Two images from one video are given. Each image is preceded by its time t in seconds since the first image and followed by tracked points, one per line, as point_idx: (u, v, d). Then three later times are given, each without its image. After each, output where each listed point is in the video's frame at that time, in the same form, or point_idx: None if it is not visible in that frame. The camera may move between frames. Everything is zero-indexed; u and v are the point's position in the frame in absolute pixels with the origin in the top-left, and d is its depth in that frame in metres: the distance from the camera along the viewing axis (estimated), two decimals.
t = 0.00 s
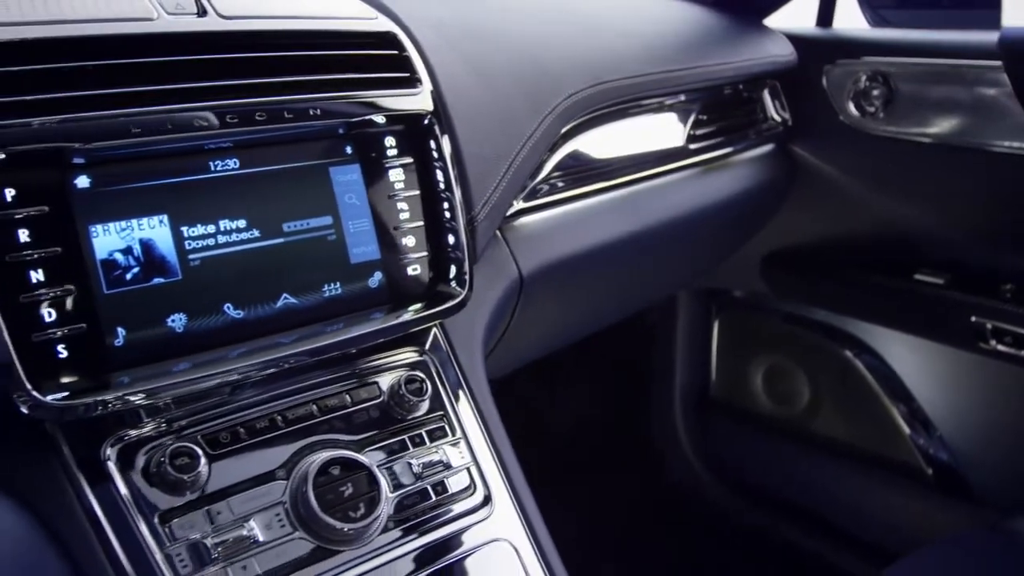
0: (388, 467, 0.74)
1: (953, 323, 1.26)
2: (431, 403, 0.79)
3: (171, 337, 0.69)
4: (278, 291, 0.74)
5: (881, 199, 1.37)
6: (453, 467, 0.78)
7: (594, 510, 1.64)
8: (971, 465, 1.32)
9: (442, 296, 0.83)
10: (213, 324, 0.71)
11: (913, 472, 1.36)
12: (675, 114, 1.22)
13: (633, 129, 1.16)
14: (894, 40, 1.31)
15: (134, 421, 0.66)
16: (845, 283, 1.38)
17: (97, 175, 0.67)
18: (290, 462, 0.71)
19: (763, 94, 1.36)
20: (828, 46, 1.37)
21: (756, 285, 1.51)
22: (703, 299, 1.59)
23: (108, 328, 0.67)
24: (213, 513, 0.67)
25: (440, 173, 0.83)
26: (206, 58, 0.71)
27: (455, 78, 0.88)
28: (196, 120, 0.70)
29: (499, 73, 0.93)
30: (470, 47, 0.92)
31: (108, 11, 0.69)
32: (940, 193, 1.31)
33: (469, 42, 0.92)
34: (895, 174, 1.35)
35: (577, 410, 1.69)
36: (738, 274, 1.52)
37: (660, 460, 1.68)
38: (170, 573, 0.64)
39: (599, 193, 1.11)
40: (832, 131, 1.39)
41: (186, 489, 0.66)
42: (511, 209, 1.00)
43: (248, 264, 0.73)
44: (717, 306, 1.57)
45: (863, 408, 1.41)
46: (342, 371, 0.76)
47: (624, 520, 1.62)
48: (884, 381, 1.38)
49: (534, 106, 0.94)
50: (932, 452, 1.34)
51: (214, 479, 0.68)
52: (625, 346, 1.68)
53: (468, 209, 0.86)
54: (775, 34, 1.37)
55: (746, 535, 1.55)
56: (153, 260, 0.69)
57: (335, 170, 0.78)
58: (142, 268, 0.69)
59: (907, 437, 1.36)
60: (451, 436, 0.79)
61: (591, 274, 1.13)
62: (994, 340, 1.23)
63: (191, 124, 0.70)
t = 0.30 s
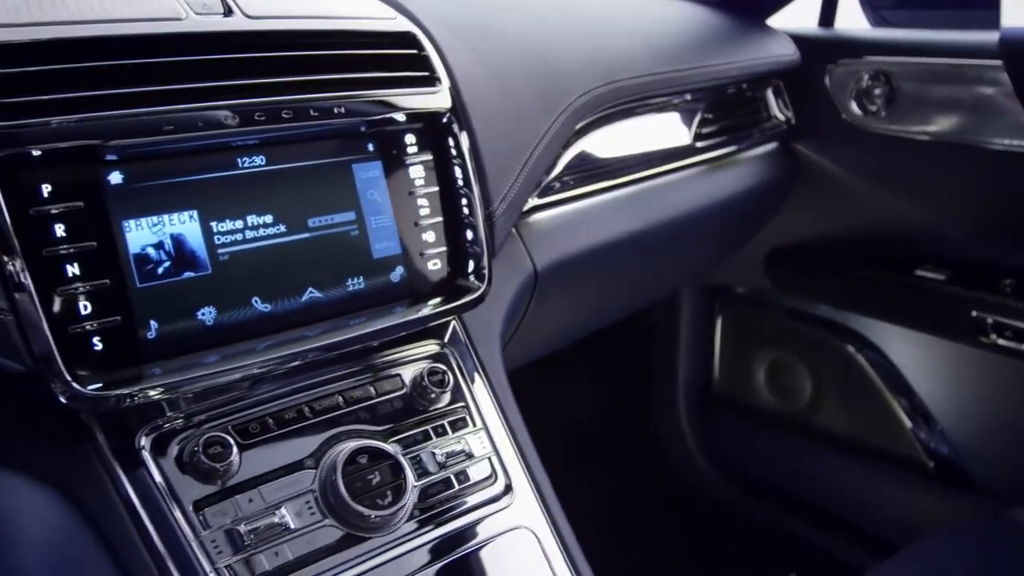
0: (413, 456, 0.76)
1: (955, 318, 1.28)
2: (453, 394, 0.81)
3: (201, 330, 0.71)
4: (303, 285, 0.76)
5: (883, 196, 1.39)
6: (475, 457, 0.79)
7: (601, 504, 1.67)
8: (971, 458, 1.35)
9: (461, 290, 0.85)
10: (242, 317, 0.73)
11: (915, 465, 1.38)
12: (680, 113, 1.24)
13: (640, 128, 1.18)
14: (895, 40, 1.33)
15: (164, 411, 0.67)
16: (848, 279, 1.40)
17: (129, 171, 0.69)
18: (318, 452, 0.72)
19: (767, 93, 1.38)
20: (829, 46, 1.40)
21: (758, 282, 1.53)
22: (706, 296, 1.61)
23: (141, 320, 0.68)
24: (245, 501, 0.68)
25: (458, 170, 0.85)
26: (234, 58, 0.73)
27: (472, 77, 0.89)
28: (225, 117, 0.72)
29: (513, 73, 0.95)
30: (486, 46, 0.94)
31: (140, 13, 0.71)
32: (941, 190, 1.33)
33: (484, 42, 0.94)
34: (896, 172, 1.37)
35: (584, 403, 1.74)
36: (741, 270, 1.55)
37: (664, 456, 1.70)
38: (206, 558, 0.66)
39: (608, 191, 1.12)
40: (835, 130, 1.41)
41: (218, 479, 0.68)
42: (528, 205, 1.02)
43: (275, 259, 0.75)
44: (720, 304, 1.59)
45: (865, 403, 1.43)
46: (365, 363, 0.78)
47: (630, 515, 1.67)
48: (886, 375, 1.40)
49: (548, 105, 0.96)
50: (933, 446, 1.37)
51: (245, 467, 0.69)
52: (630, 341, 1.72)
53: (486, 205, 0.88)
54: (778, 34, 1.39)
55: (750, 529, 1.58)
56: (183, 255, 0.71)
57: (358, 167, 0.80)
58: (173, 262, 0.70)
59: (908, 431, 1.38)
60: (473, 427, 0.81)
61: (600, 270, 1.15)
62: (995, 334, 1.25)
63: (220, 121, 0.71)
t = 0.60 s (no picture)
0: (436, 446, 0.78)
1: (955, 312, 1.30)
2: (472, 386, 0.83)
3: (229, 323, 0.72)
4: (327, 280, 0.78)
5: (884, 193, 1.41)
6: (495, 447, 0.81)
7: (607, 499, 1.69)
8: (972, 451, 1.36)
9: (478, 285, 0.87)
10: (269, 310, 0.74)
11: (917, 458, 1.40)
12: (684, 112, 1.26)
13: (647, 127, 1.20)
14: (896, 40, 1.35)
15: (190, 403, 0.69)
16: (850, 275, 1.41)
17: (159, 166, 0.70)
18: (344, 442, 0.74)
19: (769, 92, 1.41)
20: (830, 46, 1.42)
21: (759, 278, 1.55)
22: (708, 293, 1.62)
23: (171, 313, 0.70)
24: (274, 490, 0.70)
25: (475, 167, 0.87)
26: (260, 56, 0.75)
27: (487, 76, 0.91)
28: (252, 114, 0.73)
29: (527, 72, 0.96)
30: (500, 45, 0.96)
31: (169, 13, 0.73)
32: (941, 187, 1.35)
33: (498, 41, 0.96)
34: (897, 170, 1.39)
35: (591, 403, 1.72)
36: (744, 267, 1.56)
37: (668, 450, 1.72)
38: (237, 546, 0.68)
39: (616, 188, 1.14)
40: (836, 129, 1.43)
41: (248, 468, 0.69)
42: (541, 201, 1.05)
43: (299, 253, 0.76)
44: (723, 300, 1.61)
45: (865, 398, 1.45)
46: (388, 356, 0.80)
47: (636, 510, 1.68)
48: (888, 370, 1.42)
49: (561, 103, 0.97)
50: (934, 440, 1.39)
51: (273, 457, 0.71)
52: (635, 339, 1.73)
53: (503, 201, 0.90)
54: (780, 33, 1.41)
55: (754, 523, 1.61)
56: (211, 250, 0.72)
57: (379, 164, 0.82)
58: (202, 256, 0.72)
59: (908, 424, 1.40)
60: (492, 418, 0.83)
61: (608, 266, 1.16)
62: (995, 329, 1.27)
63: (247, 119, 0.73)
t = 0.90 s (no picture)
0: (457, 436, 0.80)
1: (955, 308, 1.33)
2: (490, 379, 0.84)
3: (255, 317, 0.74)
4: (349, 275, 0.79)
5: (885, 191, 1.43)
6: (514, 438, 0.83)
7: (611, 494, 1.71)
8: (972, 444, 1.38)
9: (494, 279, 0.89)
10: (294, 304, 0.76)
11: (917, 452, 1.42)
12: (687, 112, 1.27)
13: (651, 127, 1.22)
14: (897, 40, 1.37)
15: (215, 395, 0.70)
16: (850, 273, 1.44)
17: (189, 164, 0.72)
18: (369, 432, 0.76)
19: (772, 92, 1.43)
20: (831, 46, 1.44)
21: (761, 275, 1.57)
22: (710, 290, 1.64)
23: (200, 307, 0.71)
24: (302, 479, 0.72)
25: (491, 164, 0.89)
26: (285, 55, 0.77)
27: (502, 75, 0.93)
28: (279, 112, 0.75)
29: (539, 71, 0.98)
30: (514, 45, 0.97)
31: (195, 13, 0.75)
32: (941, 185, 1.37)
33: (511, 41, 0.97)
34: (897, 168, 1.42)
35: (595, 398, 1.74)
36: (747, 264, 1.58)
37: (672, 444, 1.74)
38: (268, 532, 0.70)
39: (622, 186, 1.16)
40: (838, 127, 1.45)
41: (275, 458, 0.71)
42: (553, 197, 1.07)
43: (322, 248, 0.78)
44: (725, 298, 1.62)
45: (866, 392, 1.47)
46: (408, 349, 0.81)
47: (639, 505, 1.70)
48: (889, 365, 1.44)
49: (573, 102, 0.99)
50: (935, 433, 1.41)
51: (300, 447, 0.73)
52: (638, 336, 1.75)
53: (519, 197, 0.92)
54: (783, 34, 1.43)
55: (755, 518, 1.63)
56: (238, 245, 0.74)
57: (398, 160, 0.83)
58: (229, 251, 0.73)
59: (909, 418, 1.42)
60: (511, 409, 0.84)
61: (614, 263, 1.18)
62: (995, 323, 1.30)
63: (274, 116, 0.75)
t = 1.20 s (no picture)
0: (478, 426, 0.82)
1: (959, 301, 1.35)
2: (509, 371, 0.86)
3: (282, 310, 0.76)
4: (372, 269, 0.81)
5: (886, 189, 1.45)
6: (532, 428, 0.85)
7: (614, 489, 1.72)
8: (970, 437, 1.41)
9: (511, 273, 0.91)
10: (319, 297, 0.78)
11: (918, 445, 1.45)
12: (688, 111, 1.29)
13: (656, 126, 1.24)
14: (897, 40, 1.40)
15: (241, 387, 0.72)
16: (853, 268, 1.47)
17: (215, 161, 0.73)
18: (394, 423, 0.78)
19: (775, 91, 1.45)
20: (831, 46, 1.46)
21: (763, 272, 1.58)
22: (712, 287, 1.66)
23: (229, 300, 0.73)
24: (330, 467, 0.74)
25: (507, 161, 0.91)
26: (300, 55, 0.78)
27: (516, 74, 0.95)
28: (305, 109, 0.77)
29: (552, 70, 1.00)
30: (527, 45, 0.99)
31: (222, 13, 0.76)
32: (941, 183, 1.40)
33: (524, 41, 0.99)
34: (897, 166, 1.44)
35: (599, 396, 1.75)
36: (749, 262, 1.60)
37: (675, 440, 1.76)
38: (298, 519, 0.71)
39: (623, 186, 1.17)
40: (840, 126, 1.48)
41: (303, 447, 0.73)
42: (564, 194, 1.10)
43: (345, 243, 0.80)
44: (727, 294, 1.64)
45: (866, 386, 1.50)
46: (427, 343, 0.83)
47: (642, 500, 1.72)
48: (890, 360, 1.47)
49: (584, 100, 1.01)
50: (935, 427, 1.43)
51: (327, 437, 0.75)
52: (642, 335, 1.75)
53: (534, 194, 0.93)
54: (785, 34, 1.46)
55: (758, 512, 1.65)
56: (265, 240, 0.76)
57: (417, 158, 0.85)
58: (256, 246, 0.75)
59: (911, 413, 1.45)
60: (529, 401, 0.86)
61: (622, 260, 1.19)
62: (995, 318, 1.32)
63: (300, 113, 0.77)
